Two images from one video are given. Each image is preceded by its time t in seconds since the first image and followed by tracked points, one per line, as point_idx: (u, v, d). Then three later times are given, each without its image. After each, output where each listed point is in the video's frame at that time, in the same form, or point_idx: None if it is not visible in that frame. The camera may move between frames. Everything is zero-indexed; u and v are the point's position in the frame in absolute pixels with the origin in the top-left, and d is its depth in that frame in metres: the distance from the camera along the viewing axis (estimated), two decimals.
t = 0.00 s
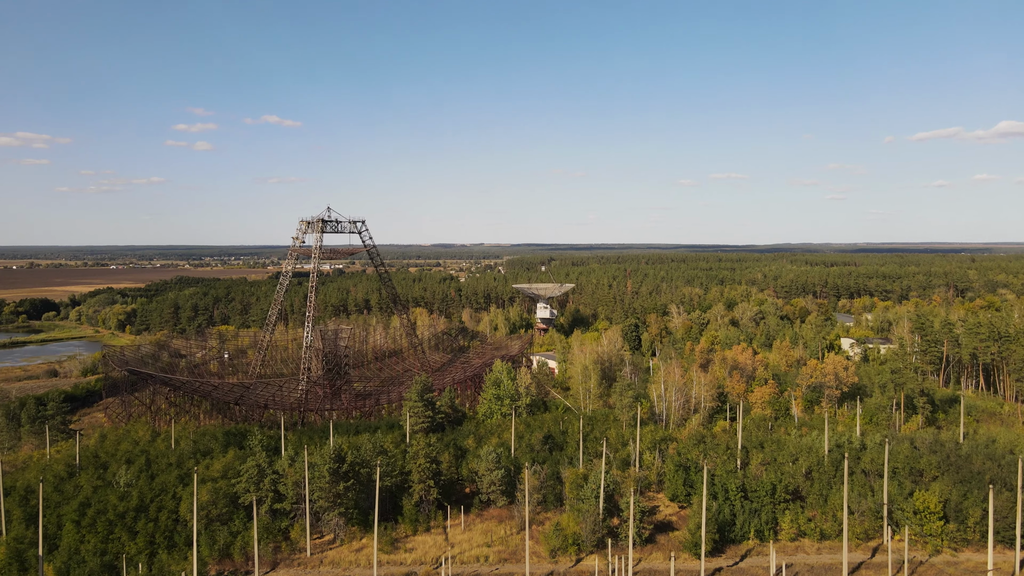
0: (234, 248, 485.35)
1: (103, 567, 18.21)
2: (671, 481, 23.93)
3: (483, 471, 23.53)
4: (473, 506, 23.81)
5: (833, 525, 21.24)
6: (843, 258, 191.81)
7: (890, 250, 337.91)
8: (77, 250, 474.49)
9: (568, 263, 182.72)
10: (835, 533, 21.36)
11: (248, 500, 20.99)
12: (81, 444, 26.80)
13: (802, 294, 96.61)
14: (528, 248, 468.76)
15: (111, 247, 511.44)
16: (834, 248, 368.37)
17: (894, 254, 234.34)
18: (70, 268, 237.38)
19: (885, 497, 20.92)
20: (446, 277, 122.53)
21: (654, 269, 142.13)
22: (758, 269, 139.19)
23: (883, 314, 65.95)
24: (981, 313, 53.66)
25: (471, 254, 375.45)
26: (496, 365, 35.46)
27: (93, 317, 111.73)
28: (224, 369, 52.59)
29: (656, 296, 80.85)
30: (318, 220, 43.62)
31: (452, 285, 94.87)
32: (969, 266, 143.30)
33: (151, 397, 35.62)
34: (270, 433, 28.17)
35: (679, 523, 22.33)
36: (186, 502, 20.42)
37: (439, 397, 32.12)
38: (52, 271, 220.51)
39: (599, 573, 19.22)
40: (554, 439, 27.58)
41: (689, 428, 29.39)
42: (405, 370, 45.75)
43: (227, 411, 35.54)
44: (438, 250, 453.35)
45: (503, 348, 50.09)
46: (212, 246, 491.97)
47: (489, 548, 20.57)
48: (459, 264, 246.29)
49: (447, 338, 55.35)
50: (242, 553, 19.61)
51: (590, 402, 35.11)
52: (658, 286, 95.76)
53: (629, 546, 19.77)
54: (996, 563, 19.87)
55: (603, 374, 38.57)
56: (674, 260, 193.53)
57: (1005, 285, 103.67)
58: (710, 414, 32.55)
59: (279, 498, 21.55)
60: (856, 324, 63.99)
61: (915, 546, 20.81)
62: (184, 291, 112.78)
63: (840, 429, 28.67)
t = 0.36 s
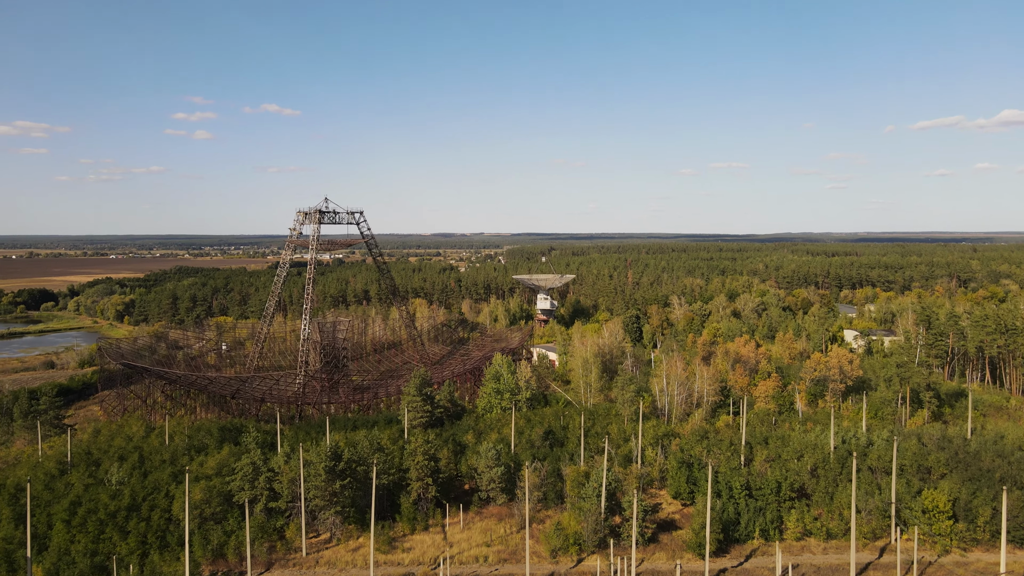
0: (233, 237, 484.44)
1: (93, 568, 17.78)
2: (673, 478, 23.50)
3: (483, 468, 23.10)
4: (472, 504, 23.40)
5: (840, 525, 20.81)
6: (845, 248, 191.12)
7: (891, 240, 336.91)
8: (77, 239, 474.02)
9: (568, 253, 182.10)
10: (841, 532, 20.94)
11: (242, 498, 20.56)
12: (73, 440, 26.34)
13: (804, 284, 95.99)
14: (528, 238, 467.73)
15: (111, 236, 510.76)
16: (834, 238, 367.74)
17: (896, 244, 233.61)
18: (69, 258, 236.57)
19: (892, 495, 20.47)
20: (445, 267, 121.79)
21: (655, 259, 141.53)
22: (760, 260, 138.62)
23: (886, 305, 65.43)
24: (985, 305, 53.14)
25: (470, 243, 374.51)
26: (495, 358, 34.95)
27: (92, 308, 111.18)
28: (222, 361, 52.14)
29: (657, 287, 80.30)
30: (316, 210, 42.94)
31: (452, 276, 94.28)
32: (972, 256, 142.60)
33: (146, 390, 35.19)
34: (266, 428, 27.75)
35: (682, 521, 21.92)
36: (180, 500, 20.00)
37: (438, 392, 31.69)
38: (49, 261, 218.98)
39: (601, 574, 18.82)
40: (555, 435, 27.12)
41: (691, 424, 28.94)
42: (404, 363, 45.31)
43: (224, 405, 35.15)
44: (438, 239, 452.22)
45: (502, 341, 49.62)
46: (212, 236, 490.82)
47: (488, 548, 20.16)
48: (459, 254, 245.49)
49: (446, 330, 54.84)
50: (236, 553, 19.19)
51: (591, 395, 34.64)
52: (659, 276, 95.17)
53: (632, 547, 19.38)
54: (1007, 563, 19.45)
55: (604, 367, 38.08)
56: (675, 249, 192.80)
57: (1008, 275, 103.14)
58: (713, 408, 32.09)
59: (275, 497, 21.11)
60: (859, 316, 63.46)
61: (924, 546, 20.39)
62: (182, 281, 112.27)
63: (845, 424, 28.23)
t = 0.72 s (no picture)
0: (233, 226, 483.00)
1: (82, 570, 17.35)
2: (677, 476, 23.04)
3: (482, 465, 22.63)
4: (471, 502, 22.95)
5: (848, 525, 20.38)
6: (846, 237, 190.08)
7: (893, 229, 335.67)
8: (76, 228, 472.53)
9: (568, 242, 181.11)
10: (849, 532, 20.50)
11: (236, 498, 20.10)
12: (65, 436, 25.85)
13: (806, 274, 95.35)
14: (528, 227, 466.15)
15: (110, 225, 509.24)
16: (836, 227, 366.28)
17: (898, 233, 232.67)
18: (67, 247, 235.64)
19: (901, 495, 20.01)
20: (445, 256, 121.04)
21: (657, 249, 140.75)
22: (762, 249, 137.82)
23: (890, 296, 64.82)
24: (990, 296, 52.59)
25: (471, 233, 373.57)
26: (495, 351, 34.41)
27: (90, 297, 110.64)
28: (219, 352, 51.67)
29: (659, 277, 79.63)
30: (313, 201, 42.26)
31: (452, 265, 93.64)
32: (975, 245, 141.78)
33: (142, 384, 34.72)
34: (263, 424, 27.27)
35: (685, 520, 21.50)
36: (172, 500, 19.54)
37: (437, 386, 31.23)
38: (47, 250, 218.00)
39: None
40: (556, 430, 26.61)
41: (695, 418, 28.45)
42: (403, 355, 44.80)
43: (220, 399, 34.72)
44: (438, 228, 450.88)
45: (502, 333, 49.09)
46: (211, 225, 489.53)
47: (487, 549, 19.71)
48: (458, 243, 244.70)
49: (445, 321, 54.28)
50: (229, 554, 18.75)
51: (593, 389, 34.11)
52: (660, 266, 94.55)
53: (634, 548, 18.95)
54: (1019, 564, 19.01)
55: (605, 360, 37.55)
56: (676, 239, 191.81)
57: (1011, 265, 102.56)
58: (716, 402, 31.57)
59: (269, 496, 20.65)
60: (862, 306, 62.87)
61: (934, 546, 19.96)
62: (181, 271, 111.60)
63: (852, 419, 27.73)
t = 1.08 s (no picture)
0: (232, 215, 481.61)
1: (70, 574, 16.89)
2: (680, 473, 22.59)
3: (482, 463, 22.15)
4: (471, 500, 22.51)
5: (856, 525, 19.94)
6: (848, 226, 189.19)
7: (895, 217, 334.17)
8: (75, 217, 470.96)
9: (569, 231, 180.12)
10: (857, 532, 20.09)
11: (230, 498, 19.64)
12: (56, 433, 25.37)
13: (808, 264, 94.63)
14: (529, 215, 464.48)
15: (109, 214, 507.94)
16: (838, 215, 364.74)
17: (900, 221, 231.60)
18: (66, 236, 234.71)
19: (911, 494, 19.56)
20: (445, 246, 120.20)
21: (658, 238, 139.86)
22: (763, 238, 136.99)
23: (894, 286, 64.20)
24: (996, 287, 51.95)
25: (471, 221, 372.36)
26: (496, 344, 33.86)
27: (88, 287, 110.07)
28: (217, 343, 51.18)
29: (660, 267, 78.97)
30: (310, 191, 41.50)
31: (452, 255, 92.95)
32: (978, 234, 140.82)
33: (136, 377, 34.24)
34: (258, 419, 26.80)
35: (689, 520, 21.08)
36: (164, 500, 19.07)
37: (436, 380, 30.75)
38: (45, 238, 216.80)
39: None
40: (557, 426, 26.10)
41: (698, 414, 27.97)
42: (402, 348, 44.31)
43: (216, 392, 34.25)
44: (438, 217, 449.49)
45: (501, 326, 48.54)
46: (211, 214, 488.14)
47: (486, 550, 19.27)
48: (459, 232, 243.81)
49: (445, 312, 53.68)
50: (222, 556, 18.31)
51: (594, 383, 33.57)
52: (662, 256, 93.86)
53: (638, 550, 18.51)
54: None
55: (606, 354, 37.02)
56: (677, 227, 190.87)
57: (1015, 255, 101.84)
58: (720, 397, 31.07)
59: (264, 495, 20.19)
60: (866, 298, 62.29)
61: (944, 548, 19.54)
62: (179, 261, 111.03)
63: (858, 414, 27.25)
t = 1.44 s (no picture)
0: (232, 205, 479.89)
1: None
2: (683, 472, 22.17)
3: (481, 462, 21.74)
4: (470, 499, 22.11)
5: (863, 526, 19.54)
6: (849, 216, 188.17)
7: (897, 207, 332.78)
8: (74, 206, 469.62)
9: (569, 221, 179.24)
10: (864, 534, 19.68)
11: (224, 498, 19.21)
12: (48, 430, 24.92)
13: (810, 255, 94.05)
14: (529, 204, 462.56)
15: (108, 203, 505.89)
16: (839, 205, 363.24)
17: (902, 211, 230.63)
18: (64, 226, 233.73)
19: (920, 495, 19.12)
20: (444, 236, 119.46)
21: (659, 228, 139.12)
22: (765, 228, 136.23)
23: (897, 277, 63.65)
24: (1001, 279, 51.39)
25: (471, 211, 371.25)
26: (495, 338, 33.36)
27: (86, 278, 109.51)
28: (214, 336, 50.73)
29: (662, 258, 78.35)
30: (307, 182, 40.83)
31: (452, 246, 92.35)
32: (981, 225, 140.13)
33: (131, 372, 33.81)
34: (254, 416, 26.36)
35: (693, 520, 20.69)
36: (155, 501, 18.64)
37: (435, 375, 30.32)
38: (43, 229, 215.77)
39: None
40: (557, 423, 25.66)
41: (701, 410, 27.55)
42: (401, 342, 43.89)
43: (212, 386, 33.81)
44: (438, 206, 448.17)
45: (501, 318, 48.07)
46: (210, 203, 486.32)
47: (486, 551, 18.88)
48: (459, 222, 242.96)
49: (444, 304, 53.16)
50: (216, 559, 17.90)
51: (595, 377, 33.01)
52: (663, 247, 93.19)
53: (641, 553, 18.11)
54: None
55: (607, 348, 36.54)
56: (678, 217, 189.90)
57: (1017, 245, 101.25)
58: (723, 392, 30.60)
59: (258, 495, 19.76)
60: (869, 289, 61.78)
61: (954, 550, 19.13)
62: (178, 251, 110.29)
63: (864, 410, 26.80)
